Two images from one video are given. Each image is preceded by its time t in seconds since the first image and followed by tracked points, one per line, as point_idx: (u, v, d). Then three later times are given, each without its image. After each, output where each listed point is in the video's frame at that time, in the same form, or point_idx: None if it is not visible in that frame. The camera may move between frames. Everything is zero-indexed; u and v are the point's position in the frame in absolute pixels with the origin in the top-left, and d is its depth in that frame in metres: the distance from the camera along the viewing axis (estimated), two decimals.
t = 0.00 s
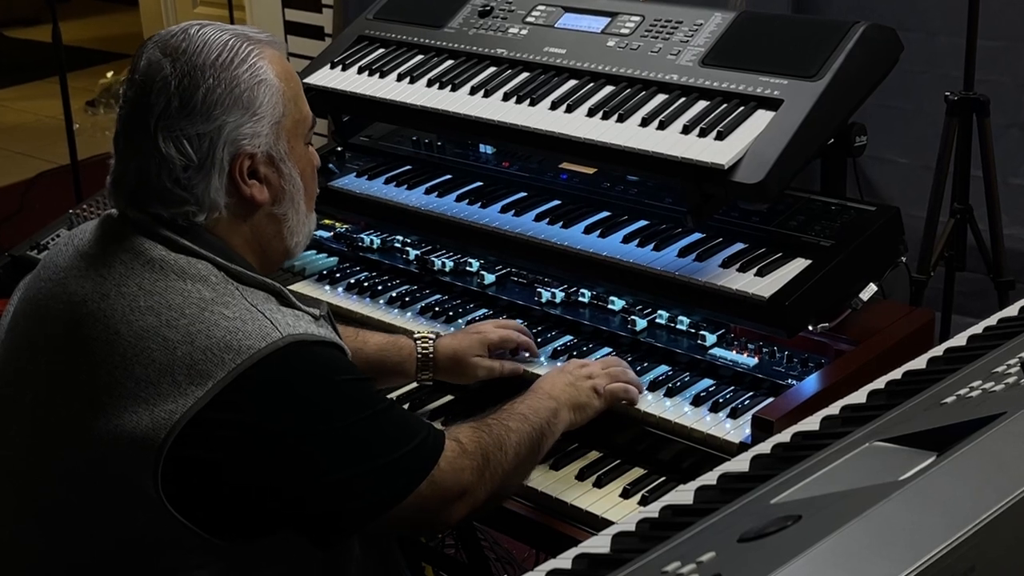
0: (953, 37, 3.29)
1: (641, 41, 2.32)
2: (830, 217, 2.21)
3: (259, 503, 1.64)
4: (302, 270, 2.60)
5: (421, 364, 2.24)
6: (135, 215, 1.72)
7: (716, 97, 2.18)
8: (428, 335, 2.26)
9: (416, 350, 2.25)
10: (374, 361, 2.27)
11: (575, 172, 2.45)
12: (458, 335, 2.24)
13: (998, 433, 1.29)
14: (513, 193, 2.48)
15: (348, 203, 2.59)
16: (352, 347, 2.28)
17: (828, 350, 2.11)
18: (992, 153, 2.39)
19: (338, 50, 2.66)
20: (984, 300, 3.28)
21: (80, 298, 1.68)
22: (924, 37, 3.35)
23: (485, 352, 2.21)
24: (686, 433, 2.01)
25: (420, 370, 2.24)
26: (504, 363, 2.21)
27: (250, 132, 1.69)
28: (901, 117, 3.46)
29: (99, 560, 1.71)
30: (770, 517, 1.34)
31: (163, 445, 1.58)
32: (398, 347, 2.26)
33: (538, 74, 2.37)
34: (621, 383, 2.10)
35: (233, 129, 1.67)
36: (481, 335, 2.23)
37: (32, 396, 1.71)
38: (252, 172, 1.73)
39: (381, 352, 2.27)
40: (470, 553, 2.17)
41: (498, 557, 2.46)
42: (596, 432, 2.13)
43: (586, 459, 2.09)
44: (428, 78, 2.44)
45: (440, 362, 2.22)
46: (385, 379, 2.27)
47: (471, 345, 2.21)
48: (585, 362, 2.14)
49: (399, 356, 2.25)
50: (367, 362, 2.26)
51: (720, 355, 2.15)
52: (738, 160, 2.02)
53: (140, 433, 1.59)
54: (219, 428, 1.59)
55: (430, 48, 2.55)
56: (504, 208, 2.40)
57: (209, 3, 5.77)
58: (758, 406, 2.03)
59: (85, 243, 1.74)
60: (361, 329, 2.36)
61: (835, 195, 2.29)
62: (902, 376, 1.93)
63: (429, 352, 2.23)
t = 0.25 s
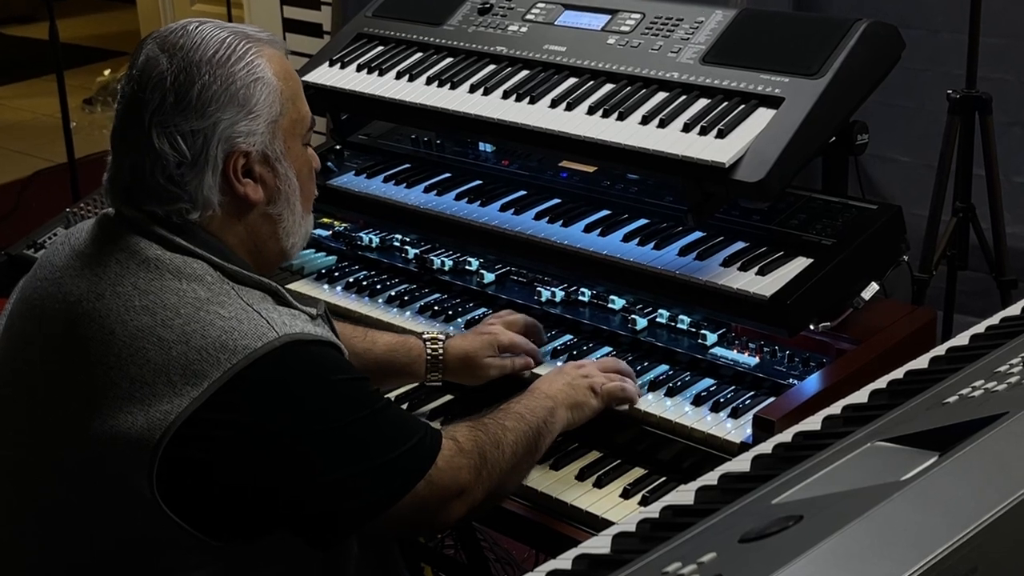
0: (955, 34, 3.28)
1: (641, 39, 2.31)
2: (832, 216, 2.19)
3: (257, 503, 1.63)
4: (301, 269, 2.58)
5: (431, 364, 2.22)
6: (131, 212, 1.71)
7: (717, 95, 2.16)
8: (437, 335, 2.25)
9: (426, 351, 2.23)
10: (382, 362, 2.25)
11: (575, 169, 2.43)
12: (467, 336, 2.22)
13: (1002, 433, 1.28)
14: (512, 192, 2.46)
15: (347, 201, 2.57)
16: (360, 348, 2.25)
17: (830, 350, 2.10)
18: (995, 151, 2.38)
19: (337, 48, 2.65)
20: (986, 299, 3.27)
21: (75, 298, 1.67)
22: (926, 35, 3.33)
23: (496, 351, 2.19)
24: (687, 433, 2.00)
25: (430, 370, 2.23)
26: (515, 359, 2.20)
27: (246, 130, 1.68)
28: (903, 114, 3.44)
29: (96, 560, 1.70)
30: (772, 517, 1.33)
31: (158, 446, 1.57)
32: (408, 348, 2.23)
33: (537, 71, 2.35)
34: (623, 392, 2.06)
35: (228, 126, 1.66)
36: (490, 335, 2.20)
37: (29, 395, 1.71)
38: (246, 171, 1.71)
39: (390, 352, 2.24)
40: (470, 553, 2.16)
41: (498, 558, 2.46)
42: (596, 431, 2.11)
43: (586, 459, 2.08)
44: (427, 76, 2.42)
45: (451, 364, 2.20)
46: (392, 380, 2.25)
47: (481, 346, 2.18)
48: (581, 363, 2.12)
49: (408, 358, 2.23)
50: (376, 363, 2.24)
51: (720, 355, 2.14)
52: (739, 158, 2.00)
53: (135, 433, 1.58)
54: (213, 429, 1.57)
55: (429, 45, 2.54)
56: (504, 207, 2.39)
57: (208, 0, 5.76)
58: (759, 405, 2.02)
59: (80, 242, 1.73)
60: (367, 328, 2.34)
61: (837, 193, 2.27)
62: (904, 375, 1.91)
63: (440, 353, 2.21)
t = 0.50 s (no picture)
0: (957, 31, 3.27)
1: (642, 36, 2.29)
2: (834, 214, 2.18)
3: (254, 503, 1.62)
4: (299, 268, 2.57)
5: (441, 358, 2.21)
6: (131, 210, 1.70)
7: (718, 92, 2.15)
8: (448, 330, 2.24)
9: (436, 345, 2.21)
10: (390, 356, 2.23)
11: (575, 168, 2.42)
12: (479, 330, 2.22)
13: (1005, 432, 1.27)
14: (512, 190, 2.45)
15: (346, 200, 2.56)
16: (368, 342, 2.23)
17: (831, 349, 2.09)
18: (997, 149, 2.37)
19: (335, 45, 2.64)
20: (989, 298, 3.26)
21: (74, 297, 1.66)
22: (928, 32, 3.32)
23: (508, 346, 2.20)
24: (687, 433, 1.99)
25: (440, 364, 2.21)
26: (526, 358, 2.21)
27: (248, 128, 1.66)
28: (905, 112, 3.43)
29: (92, 561, 1.69)
30: (773, 518, 1.32)
31: (156, 446, 1.56)
32: (418, 341, 2.22)
33: (537, 69, 2.34)
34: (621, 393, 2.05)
35: (230, 124, 1.64)
36: (504, 331, 2.22)
37: (27, 394, 1.70)
38: (248, 170, 1.69)
39: (400, 346, 2.22)
40: (470, 554, 2.15)
41: (497, 559, 2.44)
42: (594, 432, 2.10)
43: (586, 459, 2.07)
44: (426, 74, 2.41)
45: (462, 358, 2.20)
46: (402, 373, 2.23)
47: (494, 339, 2.19)
48: (580, 358, 2.12)
49: (419, 351, 2.21)
50: (384, 357, 2.22)
51: (721, 354, 2.12)
52: (740, 156, 1.99)
53: (133, 433, 1.57)
54: (212, 429, 1.56)
55: (428, 43, 2.52)
56: (503, 205, 2.38)
57: None
58: (760, 405, 2.01)
59: (79, 241, 1.72)
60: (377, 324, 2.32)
61: (839, 191, 2.26)
62: (906, 374, 1.90)
63: (450, 346, 2.21)
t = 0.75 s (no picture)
0: (959, 29, 3.25)
1: (642, 34, 2.28)
2: (835, 213, 2.17)
3: (252, 503, 1.61)
4: (297, 266, 2.55)
5: (447, 352, 2.19)
6: (132, 201, 1.69)
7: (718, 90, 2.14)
8: (455, 324, 2.23)
9: (443, 339, 2.20)
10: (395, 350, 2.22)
11: (575, 166, 2.41)
12: (486, 328, 2.21)
13: (1007, 432, 1.26)
14: (511, 188, 2.44)
15: (345, 197, 2.53)
16: (374, 336, 2.23)
17: (832, 348, 2.08)
18: (1000, 147, 2.36)
19: (334, 43, 2.63)
20: (991, 297, 3.25)
21: (73, 295, 1.65)
22: (929, 30, 3.31)
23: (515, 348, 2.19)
24: (688, 432, 1.98)
25: (446, 359, 2.20)
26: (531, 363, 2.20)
27: (252, 126, 1.64)
28: (906, 110, 3.42)
29: (90, 560, 1.68)
30: (774, 517, 1.31)
31: (163, 442, 1.55)
32: (423, 334, 2.21)
33: (537, 66, 2.33)
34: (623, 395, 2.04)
35: (235, 121, 1.62)
36: (512, 331, 2.21)
37: (29, 395, 1.69)
38: (249, 169, 1.68)
39: (405, 340, 2.22)
40: (469, 554, 2.14)
41: (497, 559, 2.43)
42: (595, 431, 2.09)
43: (586, 459, 2.06)
44: (425, 72, 2.40)
45: (468, 352, 2.18)
46: (408, 367, 2.22)
47: (503, 339, 2.19)
48: (585, 363, 2.10)
49: (424, 344, 2.20)
50: (389, 350, 2.21)
51: (722, 353, 2.11)
52: (742, 154, 1.98)
53: (141, 429, 1.56)
54: (214, 423, 1.55)
55: (427, 40, 2.51)
56: (503, 203, 2.36)
57: None
58: (761, 404, 2.00)
59: (76, 239, 1.71)
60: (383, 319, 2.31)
61: (840, 190, 2.25)
62: (908, 374, 1.89)
63: (456, 341, 2.19)
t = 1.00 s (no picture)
0: (962, 27, 3.24)
1: (642, 31, 2.27)
2: (836, 211, 2.16)
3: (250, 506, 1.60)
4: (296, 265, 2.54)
5: (445, 353, 2.19)
6: (142, 201, 1.68)
7: (720, 88, 2.13)
8: (452, 324, 2.22)
9: (441, 339, 2.20)
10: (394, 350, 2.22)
11: (575, 164, 2.39)
12: (485, 327, 2.20)
13: (1010, 431, 1.25)
14: (511, 187, 2.43)
15: (343, 196, 2.51)
16: (372, 338, 2.23)
17: (834, 347, 2.07)
18: (1002, 145, 2.35)
19: (333, 41, 2.62)
20: (994, 296, 3.24)
21: (83, 293, 1.64)
22: (932, 27, 3.29)
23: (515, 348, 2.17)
24: (689, 432, 1.96)
25: (443, 360, 2.20)
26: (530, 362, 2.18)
27: (261, 127, 1.63)
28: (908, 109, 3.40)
29: (87, 562, 1.66)
30: (776, 518, 1.30)
31: (169, 444, 1.53)
32: (421, 336, 2.20)
33: (537, 64, 2.32)
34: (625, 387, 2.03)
35: (244, 122, 1.61)
36: (511, 331, 2.19)
37: (35, 391, 1.67)
38: (259, 169, 1.66)
39: (403, 341, 2.21)
40: (468, 555, 2.13)
41: (497, 560, 2.42)
42: (596, 431, 2.08)
43: (586, 459, 2.05)
44: (424, 69, 2.39)
45: (467, 350, 2.17)
46: (407, 369, 2.22)
47: (502, 339, 2.17)
48: (585, 365, 2.08)
49: (421, 345, 2.20)
50: (388, 352, 2.21)
51: (723, 352, 2.10)
52: (743, 152, 1.97)
53: (146, 431, 1.55)
54: (212, 424, 1.53)
55: (426, 38, 2.50)
56: (502, 202, 2.35)
57: None
58: (763, 404, 1.99)
59: (87, 236, 1.70)
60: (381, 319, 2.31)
61: (842, 188, 2.23)
62: (910, 373, 1.88)
63: (454, 343, 2.19)
